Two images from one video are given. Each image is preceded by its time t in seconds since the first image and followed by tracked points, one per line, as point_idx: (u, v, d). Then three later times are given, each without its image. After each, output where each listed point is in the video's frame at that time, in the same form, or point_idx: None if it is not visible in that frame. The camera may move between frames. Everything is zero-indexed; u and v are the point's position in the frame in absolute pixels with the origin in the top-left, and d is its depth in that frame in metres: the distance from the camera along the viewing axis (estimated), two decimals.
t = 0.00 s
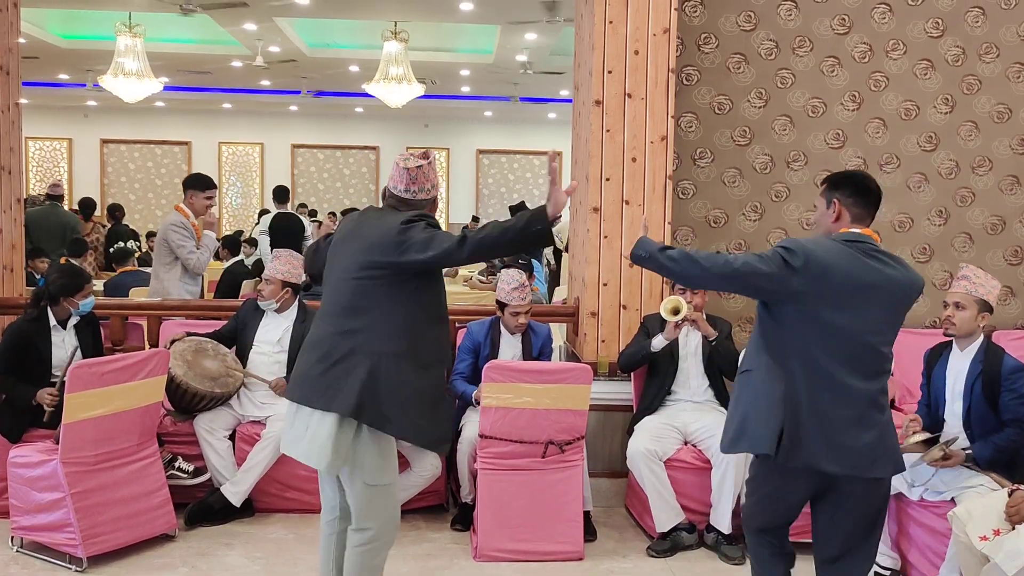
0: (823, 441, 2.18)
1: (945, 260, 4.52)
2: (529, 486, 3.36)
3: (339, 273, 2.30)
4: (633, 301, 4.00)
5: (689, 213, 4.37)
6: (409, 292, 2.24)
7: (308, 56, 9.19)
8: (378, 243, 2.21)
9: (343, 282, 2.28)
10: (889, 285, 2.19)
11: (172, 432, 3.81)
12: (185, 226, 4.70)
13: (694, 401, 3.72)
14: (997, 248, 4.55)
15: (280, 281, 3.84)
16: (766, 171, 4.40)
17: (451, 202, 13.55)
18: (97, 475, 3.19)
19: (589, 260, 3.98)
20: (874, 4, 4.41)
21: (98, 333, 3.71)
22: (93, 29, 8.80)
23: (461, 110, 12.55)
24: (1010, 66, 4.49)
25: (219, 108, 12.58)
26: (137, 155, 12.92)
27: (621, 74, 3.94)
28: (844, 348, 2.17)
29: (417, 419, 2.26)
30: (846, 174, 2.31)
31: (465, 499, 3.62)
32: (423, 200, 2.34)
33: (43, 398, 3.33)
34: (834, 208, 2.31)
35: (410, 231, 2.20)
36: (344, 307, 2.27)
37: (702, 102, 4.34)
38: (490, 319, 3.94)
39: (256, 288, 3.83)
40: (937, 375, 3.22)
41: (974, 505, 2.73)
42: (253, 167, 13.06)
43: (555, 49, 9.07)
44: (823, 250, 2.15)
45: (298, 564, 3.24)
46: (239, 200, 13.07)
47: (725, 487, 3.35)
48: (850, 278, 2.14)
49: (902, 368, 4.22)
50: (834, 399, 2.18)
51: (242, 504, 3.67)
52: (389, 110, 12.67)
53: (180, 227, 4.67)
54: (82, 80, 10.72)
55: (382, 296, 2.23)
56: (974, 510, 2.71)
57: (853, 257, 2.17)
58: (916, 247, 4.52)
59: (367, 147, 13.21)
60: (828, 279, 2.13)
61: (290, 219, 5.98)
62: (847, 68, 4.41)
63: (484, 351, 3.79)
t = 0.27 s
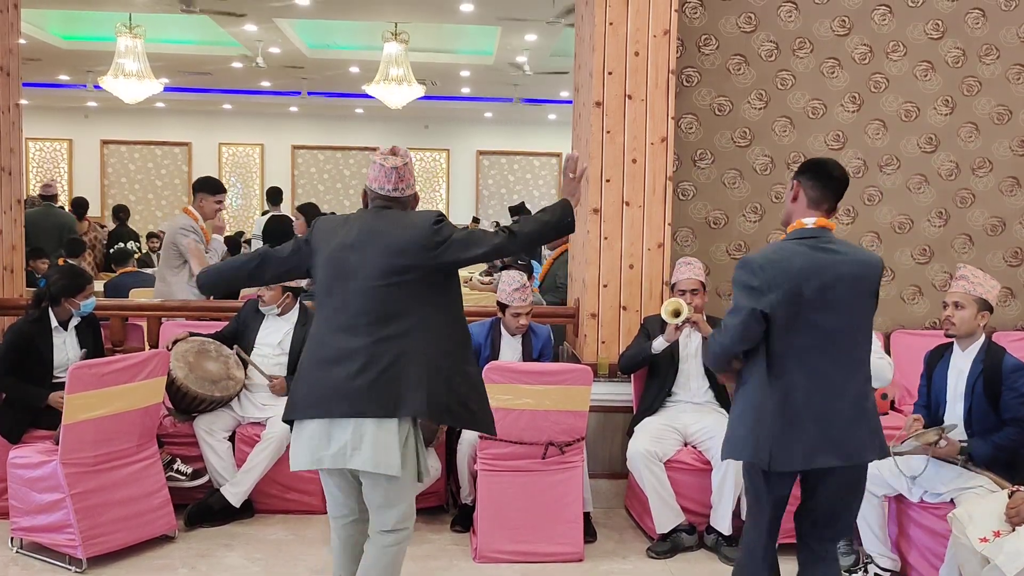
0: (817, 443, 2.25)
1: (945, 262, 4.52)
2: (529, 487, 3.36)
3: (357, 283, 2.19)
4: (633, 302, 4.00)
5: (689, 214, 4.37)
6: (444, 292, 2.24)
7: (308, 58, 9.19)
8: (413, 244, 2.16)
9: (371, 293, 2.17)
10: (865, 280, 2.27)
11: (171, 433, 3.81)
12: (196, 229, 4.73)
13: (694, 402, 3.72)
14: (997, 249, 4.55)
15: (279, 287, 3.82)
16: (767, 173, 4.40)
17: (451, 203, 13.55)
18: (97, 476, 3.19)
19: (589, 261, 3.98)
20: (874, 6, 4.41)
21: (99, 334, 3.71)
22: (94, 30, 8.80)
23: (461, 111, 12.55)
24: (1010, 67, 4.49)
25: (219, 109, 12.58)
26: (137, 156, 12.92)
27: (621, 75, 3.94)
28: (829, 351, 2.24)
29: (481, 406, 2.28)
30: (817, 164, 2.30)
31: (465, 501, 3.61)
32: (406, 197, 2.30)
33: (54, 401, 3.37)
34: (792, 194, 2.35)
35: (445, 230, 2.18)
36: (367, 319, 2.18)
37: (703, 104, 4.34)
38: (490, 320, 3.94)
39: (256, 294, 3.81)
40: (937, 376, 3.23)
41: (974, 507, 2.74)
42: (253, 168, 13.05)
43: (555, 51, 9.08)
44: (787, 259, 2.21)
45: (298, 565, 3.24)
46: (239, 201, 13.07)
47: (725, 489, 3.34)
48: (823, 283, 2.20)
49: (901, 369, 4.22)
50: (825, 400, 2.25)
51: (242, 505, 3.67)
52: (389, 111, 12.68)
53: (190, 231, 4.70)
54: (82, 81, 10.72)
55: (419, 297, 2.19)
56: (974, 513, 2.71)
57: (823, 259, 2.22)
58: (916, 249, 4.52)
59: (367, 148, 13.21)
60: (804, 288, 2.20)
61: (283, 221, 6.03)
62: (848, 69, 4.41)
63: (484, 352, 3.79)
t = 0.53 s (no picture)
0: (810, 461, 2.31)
1: (944, 263, 4.52)
2: (529, 488, 3.36)
3: (376, 292, 2.18)
4: (633, 303, 4.00)
5: (689, 216, 4.37)
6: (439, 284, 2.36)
7: (308, 58, 9.19)
8: (418, 236, 2.28)
9: (394, 297, 2.20)
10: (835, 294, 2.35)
11: (171, 434, 3.81)
12: (205, 234, 4.76)
13: (695, 403, 3.71)
14: (997, 251, 4.55)
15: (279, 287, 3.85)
16: (767, 174, 4.40)
17: (451, 203, 13.54)
18: (97, 477, 3.19)
19: (589, 262, 3.98)
20: (874, 7, 4.41)
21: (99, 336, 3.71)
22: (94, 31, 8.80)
23: (461, 112, 12.55)
24: (1010, 69, 4.49)
25: (219, 109, 12.59)
26: (137, 157, 12.93)
27: (621, 76, 3.94)
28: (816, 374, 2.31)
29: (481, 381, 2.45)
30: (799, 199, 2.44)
31: (465, 502, 3.61)
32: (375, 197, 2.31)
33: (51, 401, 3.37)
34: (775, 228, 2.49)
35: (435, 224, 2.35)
36: (380, 324, 2.19)
37: (703, 105, 4.34)
38: (489, 321, 3.94)
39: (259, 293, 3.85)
40: (936, 377, 3.23)
41: (974, 509, 2.74)
42: (253, 169, 13.05)
43: (555, 52, 9.08)
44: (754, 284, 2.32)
45: (297, 566, 3.24)
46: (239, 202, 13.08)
47: (726, 490, 3.34)
48: (796, 305, 2.30)
49: (901, 371, 4.22)
50: (812, 416, 2.32)
51: (241, 505, 3.66)
52: (389, 112, 12.68)
53: (200, 236, 4.73)
54: (82, 82, 10.72)
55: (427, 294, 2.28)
56: (975, 514, 2.72)
57: (798, 288, 2.31)
58: (916, 250, 4.52)
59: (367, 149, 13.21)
60: (775, 313, 2.30)
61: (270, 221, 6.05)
62: (848, 71, 4.41)
63: (484, 353, 3.79)
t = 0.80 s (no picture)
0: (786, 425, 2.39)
1: (944, 265, 4.52)
2: (529, 488, 3.36)
3: (392, 288, 2.22)
4: (633, 305, 4.00)
5: (689, 217, 4.37)
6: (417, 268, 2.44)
7: (308, 60, 9.19)
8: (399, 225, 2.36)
9: (405, 294, 2.27)
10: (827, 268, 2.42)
11: (171, 435, 3.81)
12: (211, 238, 4.76)
13: (694, 404, 3.71)
14: (997, 252, 4.55)
15: (281, 284, 3.86)
16: (766, 175, 4.40)
17: (451, 204, 13.54)
18: (97, 478, 3.19)
19: (589, 263, 3.98)
20: (874, 9, 4.41)
21: (99, 338, 3.71)
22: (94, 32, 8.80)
23: (461, 113, 12.55)
24: (1010, 70, 4.49)
25: (219, 111, 12.59)
26: (137, 158, 12.93)
27: (621, 78, 3.94)
28: (797, 352, 2.38)
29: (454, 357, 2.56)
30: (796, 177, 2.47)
31: (465, 503, 3.61)
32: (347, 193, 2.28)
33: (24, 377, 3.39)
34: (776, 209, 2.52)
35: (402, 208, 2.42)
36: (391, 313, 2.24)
37: (703, 106, 4.34)
38: (489, 322, 3.94)
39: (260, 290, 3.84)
40: (936, 378, 3.23)
41: (974, 510, 2.75)
42: (253, 170, 13.05)
43: (555, 54, 9.08)
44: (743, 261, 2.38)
45: (297, 567, 3.24)
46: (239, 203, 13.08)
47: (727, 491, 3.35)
48: (786, 281, 2.36)
49: (901, 372, 4.22)
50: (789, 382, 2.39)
51: (241, 506, 3.66)
52: (389, 113, 12.68)
53: (206, 239, 4.73)
54: (82, 83, 10.72)
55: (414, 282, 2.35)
56: (975, 515, 2.73)
57: (792, 263, 2.37)
58: (916, 252, 4.52)
59: (367, 150, 13.21)
60: (763, 286, 2.37)
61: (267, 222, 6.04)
62: (847, 72, 4.42)
63: (484, 354, 3.79)
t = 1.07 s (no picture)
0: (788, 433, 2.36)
1: (944, 266, 4.52)
2: (528, 490, 3.36)
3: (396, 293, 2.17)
4: (633, 306, 4.00)
5: (689, 218, 4.37)
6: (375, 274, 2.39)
7: (309, 61, 9.20)
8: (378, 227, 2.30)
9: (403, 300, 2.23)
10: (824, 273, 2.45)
11: (170, 436, 3.81)
12: (213, 239, 4.79)
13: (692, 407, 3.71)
14: (997, 253, 4.55)
15: (284, 278, 3.86)
16: (766, 176, 4.40)
17: (452, 205, 13.54)
18: (96, 478, 3.19)
19: (589, 265, 3.98)
20: (874, 10, 4.42)
21: (100, 339, 3.71)
22: (94, 32, 8.81)
23: (461, 114, 12.56)
24: (1010, 72, 4.49)
25: (220, 112, 12.60)
26: (138, 159, 12.94)
27: (621, 79, 3.94)
28: (798, 354, 2.36)
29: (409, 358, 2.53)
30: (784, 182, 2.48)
31: (464, 504, 3.61)
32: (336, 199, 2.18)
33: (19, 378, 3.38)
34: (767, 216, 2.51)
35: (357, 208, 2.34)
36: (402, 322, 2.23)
37: (703, 107, 4.34)
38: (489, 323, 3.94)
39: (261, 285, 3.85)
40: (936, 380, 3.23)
41: (974, 512, 2.75)
42: (253, 171, 13.06)
43: (556, 55, 9.09)
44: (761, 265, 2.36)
45: (296, 568, 3.24)
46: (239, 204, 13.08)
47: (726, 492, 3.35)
48: (793, 284, 2.36)
49: (901, 373, 4.22)
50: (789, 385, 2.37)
51: (241, 507, 3.66)
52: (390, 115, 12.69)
53: (209, 241, 4.77)
54: (82, 84, 10.73)
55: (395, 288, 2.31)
56: (974, 516, 2.73)
57: (801, 269, 2.38)
58: (916, 253, 4.52)
59: (368, 151, 13.21)
60: (771, 289, 2.35)
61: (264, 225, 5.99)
62: (848, 73, 4.42)
63: (484, 354, 3.78)
